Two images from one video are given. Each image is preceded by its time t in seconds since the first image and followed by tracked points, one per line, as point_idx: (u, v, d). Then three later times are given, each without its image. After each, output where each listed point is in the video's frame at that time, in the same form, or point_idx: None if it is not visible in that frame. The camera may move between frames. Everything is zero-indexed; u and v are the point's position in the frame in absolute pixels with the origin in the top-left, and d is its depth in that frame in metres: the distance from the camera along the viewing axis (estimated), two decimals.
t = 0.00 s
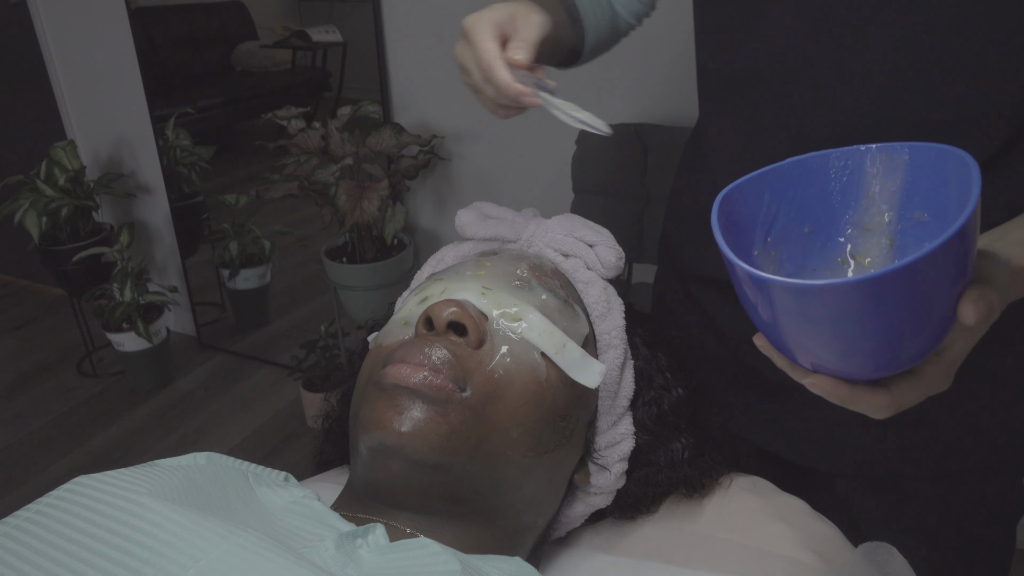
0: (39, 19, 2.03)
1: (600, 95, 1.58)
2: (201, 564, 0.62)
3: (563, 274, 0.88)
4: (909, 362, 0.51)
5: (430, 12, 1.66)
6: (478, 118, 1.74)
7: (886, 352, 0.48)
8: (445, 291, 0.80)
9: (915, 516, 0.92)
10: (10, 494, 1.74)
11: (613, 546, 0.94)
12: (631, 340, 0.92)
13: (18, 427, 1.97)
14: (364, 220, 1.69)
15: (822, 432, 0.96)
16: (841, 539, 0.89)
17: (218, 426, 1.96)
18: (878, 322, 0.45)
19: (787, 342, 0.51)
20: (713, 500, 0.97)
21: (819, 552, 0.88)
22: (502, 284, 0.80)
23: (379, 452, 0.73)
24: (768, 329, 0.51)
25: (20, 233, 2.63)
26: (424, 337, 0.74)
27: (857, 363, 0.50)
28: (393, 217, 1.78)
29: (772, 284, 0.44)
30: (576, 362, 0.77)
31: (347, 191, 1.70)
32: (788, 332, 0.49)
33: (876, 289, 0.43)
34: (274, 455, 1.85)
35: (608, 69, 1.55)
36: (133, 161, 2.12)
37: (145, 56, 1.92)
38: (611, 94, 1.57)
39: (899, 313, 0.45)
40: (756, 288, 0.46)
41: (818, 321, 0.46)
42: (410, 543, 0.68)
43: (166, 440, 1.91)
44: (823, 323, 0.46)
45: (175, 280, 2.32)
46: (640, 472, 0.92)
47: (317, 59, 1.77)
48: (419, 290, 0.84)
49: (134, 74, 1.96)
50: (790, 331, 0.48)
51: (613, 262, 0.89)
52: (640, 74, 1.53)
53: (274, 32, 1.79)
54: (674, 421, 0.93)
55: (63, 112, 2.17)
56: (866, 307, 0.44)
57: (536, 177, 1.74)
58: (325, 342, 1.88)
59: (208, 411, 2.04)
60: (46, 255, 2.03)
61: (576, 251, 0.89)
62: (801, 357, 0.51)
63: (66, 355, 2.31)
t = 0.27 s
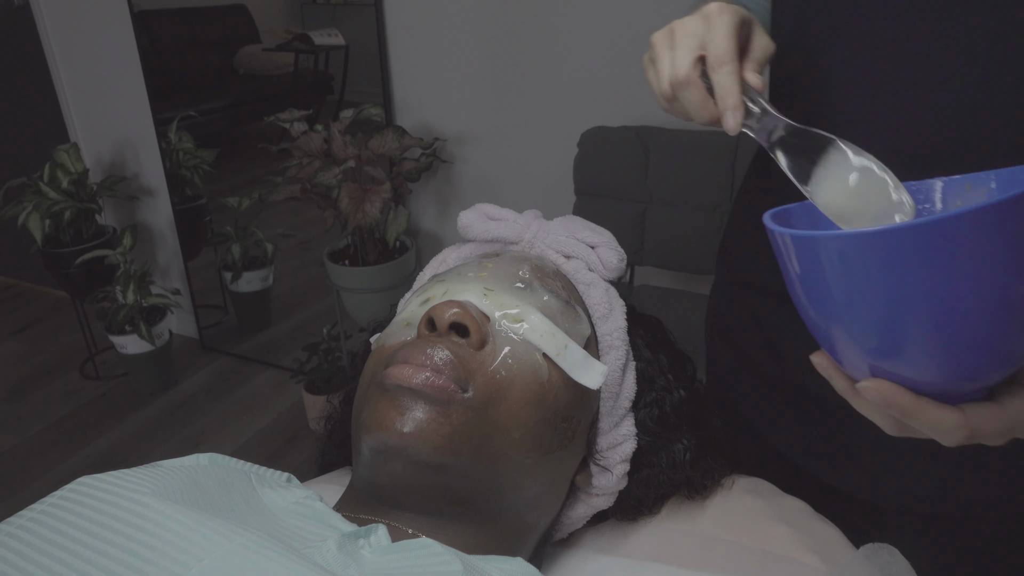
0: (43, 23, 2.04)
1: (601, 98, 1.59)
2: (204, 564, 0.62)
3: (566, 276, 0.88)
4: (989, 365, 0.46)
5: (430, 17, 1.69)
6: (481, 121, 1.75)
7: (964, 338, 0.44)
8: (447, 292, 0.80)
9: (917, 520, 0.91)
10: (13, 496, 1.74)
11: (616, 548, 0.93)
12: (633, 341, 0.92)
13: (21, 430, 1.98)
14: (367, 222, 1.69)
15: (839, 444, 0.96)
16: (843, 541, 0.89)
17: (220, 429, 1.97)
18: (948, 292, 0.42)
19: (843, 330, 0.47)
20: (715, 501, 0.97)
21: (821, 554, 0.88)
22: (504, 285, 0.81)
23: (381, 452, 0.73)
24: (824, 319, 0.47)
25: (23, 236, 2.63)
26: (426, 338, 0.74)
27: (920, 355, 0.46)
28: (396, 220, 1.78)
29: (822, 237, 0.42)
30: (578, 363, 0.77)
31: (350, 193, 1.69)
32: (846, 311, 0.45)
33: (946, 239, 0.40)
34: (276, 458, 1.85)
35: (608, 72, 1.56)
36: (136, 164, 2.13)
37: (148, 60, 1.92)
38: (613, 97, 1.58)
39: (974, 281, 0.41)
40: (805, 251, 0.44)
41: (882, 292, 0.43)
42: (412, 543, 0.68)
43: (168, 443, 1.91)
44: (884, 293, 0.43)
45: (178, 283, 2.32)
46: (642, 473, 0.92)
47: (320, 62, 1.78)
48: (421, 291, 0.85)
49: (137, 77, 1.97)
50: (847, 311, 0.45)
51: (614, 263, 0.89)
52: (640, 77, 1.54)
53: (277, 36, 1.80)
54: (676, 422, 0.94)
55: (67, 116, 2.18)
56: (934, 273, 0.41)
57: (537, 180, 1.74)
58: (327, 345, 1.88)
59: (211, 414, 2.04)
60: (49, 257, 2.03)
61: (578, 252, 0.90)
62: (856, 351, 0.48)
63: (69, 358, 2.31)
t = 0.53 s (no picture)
0: (42, 26, 2.04)
1: (601, 99, 1.59)
2: (203, 566, 0.62)
3: (564, 277, 0.88)
4: None
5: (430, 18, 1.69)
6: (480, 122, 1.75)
7: None
8: (446, 292, 0.80)
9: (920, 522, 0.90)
10: (12, 498, 1.74)
11: (615, 548, 0.93)
12: (631, 341, 0.92)
13: (21, 432, 1.98)
14: (366, 224, 1.69)
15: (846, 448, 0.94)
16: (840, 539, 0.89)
17: (219, 431, 1.97)
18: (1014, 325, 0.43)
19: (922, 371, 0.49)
20: (714, 501, 0.97)
21: (820, 553, 0.88)
22: (503, 286, 0.81)
23: (380, 453, 0.73)
24: (896, 356, 0.50)
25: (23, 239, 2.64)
26: (426, 339, 0.74)
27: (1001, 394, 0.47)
28: (395, 221, 1.78)
29: (877, 272, 0.45)
30: (576, 363, 0.77)
31: (349, 195, 1.69)
32: (916, 347, 0.47)
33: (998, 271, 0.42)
34: (275, 460, 1.85)
35: (607, 73, 1.56)
36: (136, 166, 2.13)
37: (148, 62, 1.92)
38: (612, 98, 1.58)
39: None
40: (868, 293, 0.47)
41: (946, 325, 0.45)
42: (410, 544, 0.68)
43: (167, 445, 1.91)
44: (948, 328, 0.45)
45: (177, 285, 2.32)
46: (640, 474, 0.92)
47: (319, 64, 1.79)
48: (420, 292, 0.85)
49: (136, 80, 1.97)
50: (917, 348, 0.47)
51: (613, 264, 0.89)
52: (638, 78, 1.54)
53: (275, 37, 1.80)
54: (675, 422, 0.93)
55: (67, 118, 2.18)
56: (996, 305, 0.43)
57: (537, 181, 1.74)
58: (326, 346, 1.87)
59: (210, 416, 2.04)
60: (48, 260, 2.03)
61: (577, 253, 0.90)
62: (935, 390, 0.50)
63: (68, 360, 2.31)
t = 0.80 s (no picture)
0: (47, 24, 2.05)
1: (604, 101, 1.59)
2: (204, 562, 0.62)
3: (567, 277, 0.88)
4: None
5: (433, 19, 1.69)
6: (484, 123, 1.75)
7: None
8: (449, 292, 0.81)
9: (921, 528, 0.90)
10: (12, 495, 1.74)
11: (615, 550, 0.93)
12: (633, 343, 0.92)
13: (22, 429, 1.98)
14: (369, 224, 1.69)
15: (875, 457, 0.98)
16: (841, 544, 0.90)
17: (220, 430, 1.97)
18: None
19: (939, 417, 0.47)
20: (715, 504, 0.97)
21: (820, 557, 0.88)
22: (506, 285, 0.81)
23: (382, 452, 0.73)
24: (910, 399, 0.48)
25: (24, 236, 2.64)
26: (428, 338, 0.75)
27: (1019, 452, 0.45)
28: (398, 222, 1.78)
29: (908, 310, 0.43)
30: (579, 364, 0.77)
31: (352, 195, 1.70)
32: (934, 392, 0.45)
33: None
34: (275, 459, 1.85)
35: (610, 75, 1.57)
36: (139, 164, 2.13)
37: (152, 61, 1.93)
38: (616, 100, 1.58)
39: None
40: (892, 327, 0.45)
41: (970, 374, 0.44)
42: (411, 542, 0.68)
43: (168, 443, 1.91)
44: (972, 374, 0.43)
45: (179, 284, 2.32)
46: (641, 475, 0.92)
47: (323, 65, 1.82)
48: (422, 292, 0.85)
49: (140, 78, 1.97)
50: (937, 391, 0.45)
51: (615, 265, 0.89)
52: (641, 81, 1.55)
53: (280, 37, 1.82)
54: (676, 424, 0.93)
55: (70, 116, 2.18)
56: None
57: (540, 182, 1.75)
58: (327, 346, 1.87)
59: (211, 415, 2.04)
60: (51, 257, 2.03)
61: (579, 254, 0.90)
62: (949, 441, 0.47)
63: (69, 358, 2.31)
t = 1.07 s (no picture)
0: (49, 26, 2.05)
1: (606, 103, 1.60)
2: (203, 562, 0.62)
3: (565, 279, 0.88)
4: None
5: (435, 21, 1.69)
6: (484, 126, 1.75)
7: (992, 446, 0.43)
8: (448, 293, 0.81)
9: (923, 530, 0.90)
10: (12, 496, 1.74)
11: (614, 551, 0.93)
12: (632, 344, 0.92)
13: (22, 431, 1.98)
14: (369, 226, 1.69)
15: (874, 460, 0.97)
16: (841, 545, 0.90)
17: (220, 431, 1.97)
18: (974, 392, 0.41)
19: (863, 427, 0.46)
20: (714, 505, 0.97)
21: (819, 559, 0.88)
22: (504, 287, 0.81)
23: (380, 452, 0.73)
24: (840, 412, 0.47)
25: (26, 237, 2.64)
26: (427, 339, 0.75)
27: (943, 463, 0.45)
28: (398, 223, 1.78)
29: (848, 323, 0.42)
30: (577, 365, 0.78)
31: (352, 196, 1.70)
32: (868, 406, 0.45)
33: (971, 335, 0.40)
34: (275, 461, 1.85)
35: (611, 77, 1.57)
36: (140, 166, 2.14)
37: (153, 63, 1.93)
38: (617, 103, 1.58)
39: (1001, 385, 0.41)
40: (826, 334, 0.44)
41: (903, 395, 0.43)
42: (410, 543, 0.68)
43: (168, 445, 1.91)
44: (903, 386, 0.43)
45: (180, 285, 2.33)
46: (640, 476, 0.92)
47: (325, 67, 1.81)
48: (421, 293, 0.85)
49: (141, 80, 1.98)
50: (869, 403, 0.44)
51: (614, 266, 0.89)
52: (642, 82, 1.55)
53: (282, 39, 1.81)
54: (675, 426, 0.93)
55: (72, 117, 2.19)
56: (961, 369, 0.41)
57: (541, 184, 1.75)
58: (328, 348, 1.87)
59: (211, 416, 2.04)
60: (52, 258, 2.04)
61: (578, 255, 0.90)
62: (878, 451, 0.47)
63: (70, 359, 2.32)
